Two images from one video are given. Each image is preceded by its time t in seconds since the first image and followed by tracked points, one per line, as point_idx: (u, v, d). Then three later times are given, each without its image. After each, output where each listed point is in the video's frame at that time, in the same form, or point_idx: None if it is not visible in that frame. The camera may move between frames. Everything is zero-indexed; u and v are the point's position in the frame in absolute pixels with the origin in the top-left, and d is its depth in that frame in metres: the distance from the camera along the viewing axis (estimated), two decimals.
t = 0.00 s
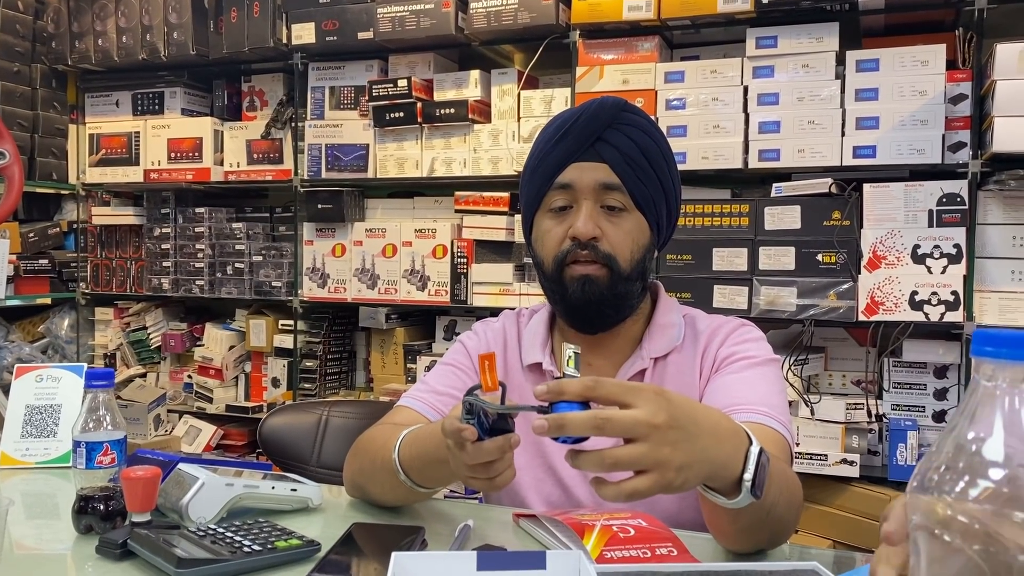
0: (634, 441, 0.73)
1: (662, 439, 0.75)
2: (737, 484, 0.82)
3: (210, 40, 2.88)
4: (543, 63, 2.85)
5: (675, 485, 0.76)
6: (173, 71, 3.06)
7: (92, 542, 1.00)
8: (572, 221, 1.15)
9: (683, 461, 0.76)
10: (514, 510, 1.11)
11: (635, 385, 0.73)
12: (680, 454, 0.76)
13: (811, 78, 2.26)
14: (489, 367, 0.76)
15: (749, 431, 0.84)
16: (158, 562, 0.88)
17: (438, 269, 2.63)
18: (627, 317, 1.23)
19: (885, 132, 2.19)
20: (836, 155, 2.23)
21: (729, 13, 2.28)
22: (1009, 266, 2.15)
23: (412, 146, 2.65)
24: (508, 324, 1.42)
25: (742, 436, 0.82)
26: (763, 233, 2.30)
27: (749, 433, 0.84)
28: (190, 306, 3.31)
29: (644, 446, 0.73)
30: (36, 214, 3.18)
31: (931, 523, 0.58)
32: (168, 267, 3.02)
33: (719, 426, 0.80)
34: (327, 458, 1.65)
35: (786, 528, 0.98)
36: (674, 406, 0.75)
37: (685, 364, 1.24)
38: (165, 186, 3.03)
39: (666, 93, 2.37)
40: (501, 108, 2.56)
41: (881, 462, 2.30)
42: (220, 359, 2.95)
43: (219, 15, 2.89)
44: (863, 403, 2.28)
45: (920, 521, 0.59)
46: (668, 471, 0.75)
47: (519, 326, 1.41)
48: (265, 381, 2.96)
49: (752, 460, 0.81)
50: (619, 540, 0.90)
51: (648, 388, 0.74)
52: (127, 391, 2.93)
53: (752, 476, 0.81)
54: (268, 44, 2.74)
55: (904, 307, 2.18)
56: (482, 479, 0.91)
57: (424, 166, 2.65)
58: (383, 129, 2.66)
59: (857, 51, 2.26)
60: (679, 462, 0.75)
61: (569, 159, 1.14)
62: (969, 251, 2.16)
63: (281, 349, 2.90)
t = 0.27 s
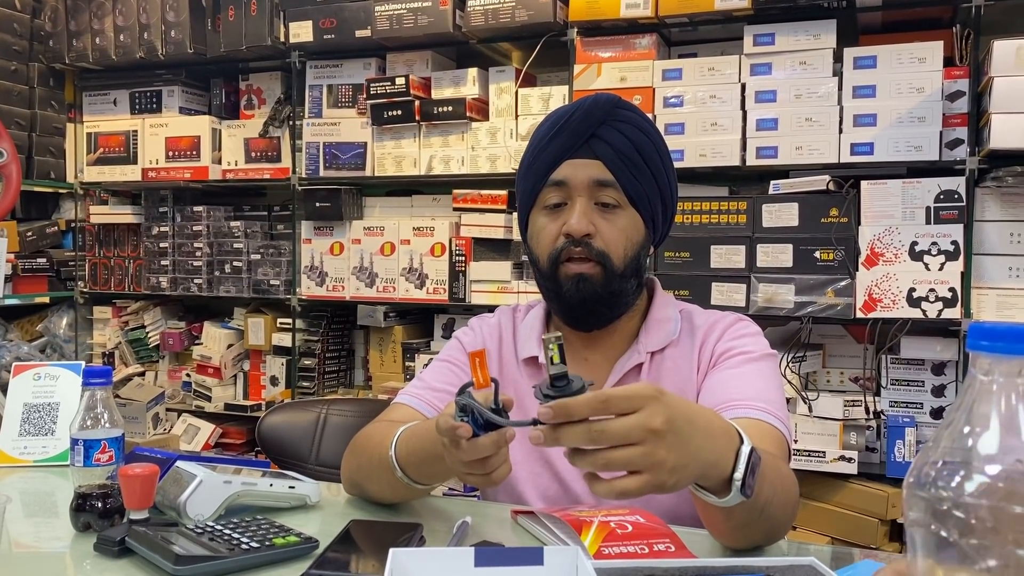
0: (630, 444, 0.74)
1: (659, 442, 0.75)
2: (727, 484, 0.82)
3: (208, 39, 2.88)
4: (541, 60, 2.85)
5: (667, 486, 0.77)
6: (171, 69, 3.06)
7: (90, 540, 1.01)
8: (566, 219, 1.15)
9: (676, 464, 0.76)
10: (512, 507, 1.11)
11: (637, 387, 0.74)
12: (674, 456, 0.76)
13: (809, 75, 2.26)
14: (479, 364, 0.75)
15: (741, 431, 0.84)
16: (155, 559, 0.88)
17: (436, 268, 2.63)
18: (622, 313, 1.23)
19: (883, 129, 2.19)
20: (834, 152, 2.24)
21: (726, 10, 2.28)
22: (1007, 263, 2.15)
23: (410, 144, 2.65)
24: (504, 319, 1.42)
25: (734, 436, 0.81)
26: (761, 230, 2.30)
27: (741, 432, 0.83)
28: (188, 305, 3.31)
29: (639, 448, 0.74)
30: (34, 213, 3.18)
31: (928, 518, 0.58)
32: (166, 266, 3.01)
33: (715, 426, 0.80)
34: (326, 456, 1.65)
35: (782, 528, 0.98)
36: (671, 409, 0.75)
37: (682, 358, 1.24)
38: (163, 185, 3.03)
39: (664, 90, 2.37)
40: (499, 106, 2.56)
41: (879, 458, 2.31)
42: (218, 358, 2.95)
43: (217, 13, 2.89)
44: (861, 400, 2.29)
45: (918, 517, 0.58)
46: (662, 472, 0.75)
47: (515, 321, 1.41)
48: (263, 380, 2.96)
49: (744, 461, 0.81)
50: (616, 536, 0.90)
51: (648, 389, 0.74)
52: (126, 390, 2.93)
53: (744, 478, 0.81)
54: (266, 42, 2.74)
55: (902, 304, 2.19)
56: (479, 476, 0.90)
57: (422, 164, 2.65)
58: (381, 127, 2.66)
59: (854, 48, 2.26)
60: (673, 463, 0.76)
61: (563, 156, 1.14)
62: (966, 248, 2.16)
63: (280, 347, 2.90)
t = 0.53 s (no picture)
0: (623, 451, 0.75)
1: (653, 453, 0.75)
2: (713, 489, 0.82)
3: (205, 38, 2.88)
4: (538, 59, 2.85)
5: (656, 493, 0.78)
6: (169, 69, 3.06)
7: (89, 539, 1.01)
8: (561, 219, 1.15)
9: (665, 474, 0.77)
10: (510, 505, 1.12)
11: (637, 398, 0.74)
12: (665, 466, 0.76)
13: (807, 73, 2.26)
14: (469, 360, 0.76)
15: (731, 436, 0.84)
16: (154, 559, 0.88)
17: (435, 266, 2.64)
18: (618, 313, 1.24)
19: (880, 126, 2.19)
20: (831, 149, 2.24)
21: (724, 8, 2.28)
22: (1004, 260, 2.15)
23: (408, 143, 2.66)
24: (501, 318, 1.42)
25: (724, 444, 0.82)
26: (759, 227, 2.31)
27: (732, 438, 0.84)
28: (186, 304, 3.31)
29: (633, 457, 0.75)
30: (32, 213, 3.18)
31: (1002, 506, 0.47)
32: (165, 265, 3.01)
33: (708, 434, 0.80)
34: (325, 455, 1.65)
35: (776, 527, 0.98)
36: (667, 420, 0.76)
37: (679, 356, 1.25)
38: (161, 184, 3.03)
39: (662, 88, 2.37)
40: (497, 104, 2.56)
41: (878, 456, 2.31)
42: (217, 357, 2.95)
43: (215, 12, 2.89)
44: (859, 398, 2.29)
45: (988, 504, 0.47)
46: (651, 481, 0.76)
47: (512, 320, 1.41)
48: (262, 379, 2.96)
49: (732, 469, 0.81)
50: (614, 534, 0.90)
51: (648, 400, 0.75)
52: (125, 389, 2.93)
53: (732, 484, 0.81)
54: (264, 42, 2.74)
55: (900, 302, 2.19)
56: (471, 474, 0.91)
57: (420, 163, 2.65)
58: (379, 126, 2.66)
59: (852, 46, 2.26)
60: (663, 473, 0.76)
61: (558, 156, 1.15)
62: (964, 245, 2.16)
63: (279, 346, 2.91)
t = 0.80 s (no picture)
0: (625, 456, 0.75)
1: (653, 458, 0.75)
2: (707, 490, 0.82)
3: (202, 36, 2.87)
4: (536, 56, 2.85)
5: (653, 494, 0.78)
6: (166, 67, 3.05)
7: (85, 538, 1.01)
8: (559, 217, 1.15)
9: (663, 478, 0.77)
10: (506, 502, 1.11)
11: (643, 404, 0.73)
12: (664, 470, 0.76)
13: (804, 69, 2.25)
14: (479, 354, 0.77)
15: (729, 438, 0.83)
16: (149, 557, 0.88)
17: (432, 264, 2.63)
18: (615, 310, 1.23)
19: (877, 123, 2.19)
20: (829, 146, 2.23)
21: (721, 4, 2.27)
22: (1002, 256, 2.15)
23: (405, 141, 2.65)
24: (498, 316, 1.42)
25: (722, 446, 0.81)
26: (756, 224, 2.30)
27: (730, 440, 0.83)
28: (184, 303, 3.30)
29: (634, 463, 0.75)
30: (29, 212, 3.18)
31: None
32: (162, 264, 3.01)
33: (707, 436, 0.80)
34: (322, 453, 1.65)
35: (772, 524, 0.97)
36: (670, 426, 0.75)
37: (675, 353, 1.24)
38: (159, 182, 3.03)
39: (659, 85, 2.37)
40: (494, 101, 2.55)
41: (876, 452, 2.31)
42: (215, 355, 2.94)
43: (211, 10, 2.89)
44: (857, 394, 2.29)
45: None
46: (650, 485, 0.76)
47: (509, 317, 1.41)
48: (260, 377, 2.96)
49: (728, 472, 0.81)
50: (610, 531, 0.90)
51: (653, 405, 0.74)
52: (123, 388, 2.93)
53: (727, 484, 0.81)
54: (260, 40, 2.74)
55: (898, 298, 2.19)
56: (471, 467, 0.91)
57: (418, 161, 2.64)
58: (376, 124, 2.66)
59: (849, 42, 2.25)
60: (662, 477, 0.76)
61: (557, 153, 1.14)
62: (962, 241, 2.16)
63: (277, 344, 2.91)
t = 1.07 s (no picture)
0: (624, 439, 0.75)
1: (652, 446, 0.75)
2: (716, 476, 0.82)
3: (199, 34, 2.87)
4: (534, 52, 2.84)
5: (649, 482, 0.78)
6: (163, 65, 3.05)
7: (84, 534, 1.01)
8: (557, 214, 1.15)
9: (661, 468, 0.77)
10: (506, 498, 1.11)
11: (649, 391, 0.73)
12: (662, 459, 0.76)
13: (802, 65, 2.25)
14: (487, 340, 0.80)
15: (739, 437, 0.83)
16: (148, 553, 0.88)
17: (431, 261, 2.63)
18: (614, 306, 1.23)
19: (875, 118, 2.19)
20: (827, 141, 2.23)
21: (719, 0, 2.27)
22: (1000, 251, 2.15)
23: (403, 138, 2.65)
24: (497, 311, 1.42)
25: (728, 444, 0.81)
26: (755, 220, 2.30)
27: (740, 440, 0.83)
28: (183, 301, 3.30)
29: (635, 447, 0.75)
30: (28, 210, 3.18)
31: None
32: (161, 262, 3.01)
33: (716, 436, 0.79)
34: (322, 450, 1.65)
35: (772, 518, 0.97)
36: (673, 416, 0.75)
37: (674, 349, 1.24)
38: (157, 180, 3.03)
39: (657, 81, 2.37)
40: (492, 98, 2.55)
41: (874, 447, 2.31)
42: (214, 353, 2.94)
43: (209, 8, 2.88)
44: (856, 389, 2.29)
45: None
46: (646, 473, 0.76)
47: (508, 313, 1.41)
48: (259, 375, 2.96)
49: (735, 469, 0.81)
50: (609, 525, 0.90)
51: (659, 394, 0.74)
52: (122, 386, 2.93)
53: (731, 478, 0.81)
54: (258, 37, 2.74)
55: (896, 293, 2.19)
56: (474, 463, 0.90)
57: (416, 158, 2.64)
58: (375, 121, 2.66)
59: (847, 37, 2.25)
60: (660, 466, 0.76)
61: (554, 150, 1.14)
62: (959, 236, 2.16)
63: (276, 342, 2.91)
